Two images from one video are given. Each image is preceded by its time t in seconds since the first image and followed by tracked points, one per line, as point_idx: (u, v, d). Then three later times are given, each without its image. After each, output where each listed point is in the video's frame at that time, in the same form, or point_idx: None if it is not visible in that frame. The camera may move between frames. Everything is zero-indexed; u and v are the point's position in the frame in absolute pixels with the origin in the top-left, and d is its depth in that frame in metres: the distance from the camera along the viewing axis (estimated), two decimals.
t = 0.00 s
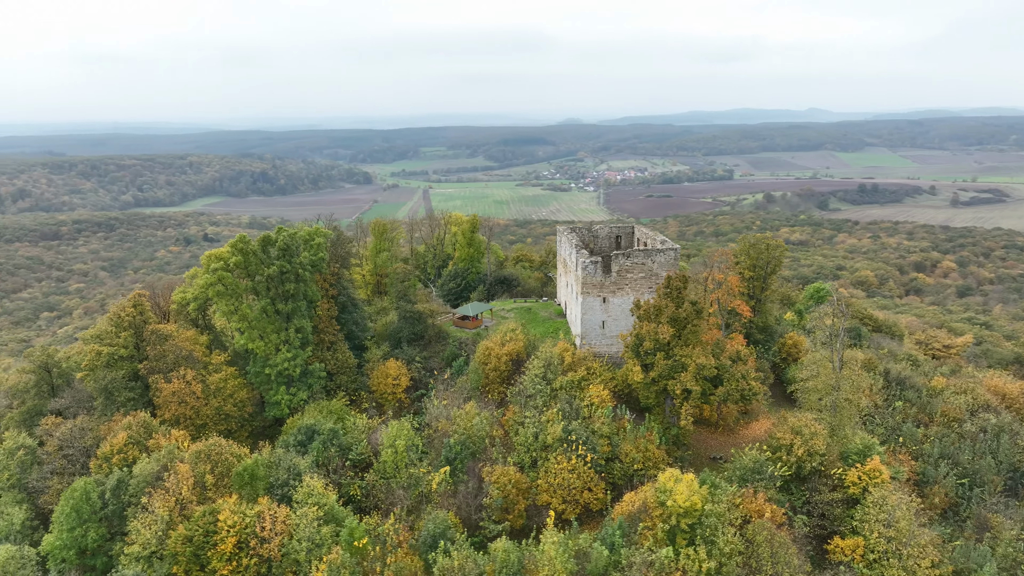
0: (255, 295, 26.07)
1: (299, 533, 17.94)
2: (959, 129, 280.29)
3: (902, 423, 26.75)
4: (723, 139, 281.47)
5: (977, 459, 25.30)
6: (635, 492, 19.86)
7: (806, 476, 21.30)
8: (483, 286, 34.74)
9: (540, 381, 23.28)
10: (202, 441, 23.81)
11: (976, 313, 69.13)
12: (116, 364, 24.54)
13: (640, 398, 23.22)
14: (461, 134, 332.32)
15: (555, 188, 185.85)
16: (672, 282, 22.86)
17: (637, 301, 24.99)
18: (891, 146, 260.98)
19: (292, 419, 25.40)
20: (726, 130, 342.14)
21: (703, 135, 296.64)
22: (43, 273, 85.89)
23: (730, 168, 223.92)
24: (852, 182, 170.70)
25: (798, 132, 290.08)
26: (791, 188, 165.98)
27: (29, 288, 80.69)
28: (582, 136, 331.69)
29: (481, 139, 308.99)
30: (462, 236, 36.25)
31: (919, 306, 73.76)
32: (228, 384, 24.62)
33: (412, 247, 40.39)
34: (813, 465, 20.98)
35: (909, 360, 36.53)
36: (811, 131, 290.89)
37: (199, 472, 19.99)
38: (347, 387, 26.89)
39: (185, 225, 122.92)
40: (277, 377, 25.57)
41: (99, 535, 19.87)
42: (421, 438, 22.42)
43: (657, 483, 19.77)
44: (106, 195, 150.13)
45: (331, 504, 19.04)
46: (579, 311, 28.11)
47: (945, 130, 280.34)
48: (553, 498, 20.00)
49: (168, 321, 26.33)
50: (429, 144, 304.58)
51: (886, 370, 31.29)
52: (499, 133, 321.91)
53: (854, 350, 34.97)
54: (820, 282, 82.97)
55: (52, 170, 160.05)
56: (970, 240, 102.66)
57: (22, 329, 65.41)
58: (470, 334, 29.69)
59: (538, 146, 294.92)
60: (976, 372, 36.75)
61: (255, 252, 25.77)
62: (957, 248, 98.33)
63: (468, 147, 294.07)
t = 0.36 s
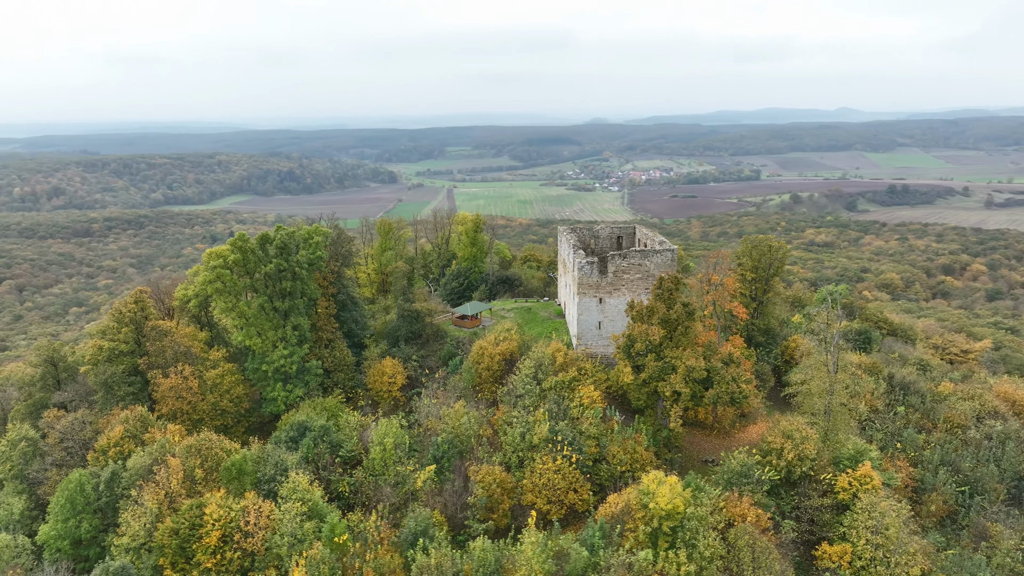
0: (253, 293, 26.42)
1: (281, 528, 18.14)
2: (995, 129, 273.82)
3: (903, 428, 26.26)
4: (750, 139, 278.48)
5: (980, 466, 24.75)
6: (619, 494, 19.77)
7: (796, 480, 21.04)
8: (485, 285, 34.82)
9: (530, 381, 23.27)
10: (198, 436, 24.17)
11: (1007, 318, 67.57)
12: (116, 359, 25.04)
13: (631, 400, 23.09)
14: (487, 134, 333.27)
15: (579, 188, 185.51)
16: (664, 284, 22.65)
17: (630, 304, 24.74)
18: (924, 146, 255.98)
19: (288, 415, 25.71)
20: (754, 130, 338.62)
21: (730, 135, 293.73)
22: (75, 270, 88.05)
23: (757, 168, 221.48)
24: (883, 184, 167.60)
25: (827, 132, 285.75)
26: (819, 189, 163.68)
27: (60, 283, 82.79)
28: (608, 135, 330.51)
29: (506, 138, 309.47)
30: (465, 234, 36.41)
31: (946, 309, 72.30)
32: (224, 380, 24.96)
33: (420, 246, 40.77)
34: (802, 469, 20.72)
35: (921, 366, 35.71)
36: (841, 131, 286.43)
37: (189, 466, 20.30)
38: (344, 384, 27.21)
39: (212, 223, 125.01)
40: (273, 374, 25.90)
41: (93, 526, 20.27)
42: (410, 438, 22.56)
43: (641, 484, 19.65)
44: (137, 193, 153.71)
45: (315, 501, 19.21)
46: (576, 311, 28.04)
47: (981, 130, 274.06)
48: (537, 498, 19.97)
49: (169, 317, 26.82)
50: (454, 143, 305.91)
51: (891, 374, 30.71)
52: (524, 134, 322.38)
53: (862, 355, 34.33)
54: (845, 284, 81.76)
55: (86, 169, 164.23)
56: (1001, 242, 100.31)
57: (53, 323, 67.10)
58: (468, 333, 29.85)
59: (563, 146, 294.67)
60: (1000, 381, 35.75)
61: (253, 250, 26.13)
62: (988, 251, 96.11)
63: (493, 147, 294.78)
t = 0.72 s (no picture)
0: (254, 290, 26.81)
1: (267, 522, 18.42)
2: None
3: (906, 434, 25.75)
4: (781, 139, 274.88)
5: (985, 474, 24.13)
6: (605, 496, 19.69)
7: (787, 485, 20.78)
8: (488, 285, 35.01)
9: (522, 381, 23.32)
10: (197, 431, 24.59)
11: None
12: (119, 354, 25.58)
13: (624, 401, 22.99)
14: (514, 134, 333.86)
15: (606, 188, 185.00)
16: (657, 285, 22.47)
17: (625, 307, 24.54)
18: (961, 147, 250.07)
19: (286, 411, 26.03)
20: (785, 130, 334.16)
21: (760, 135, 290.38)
22: (106, 266, 90.24)
23: (787, 169, 218.57)
24: (916, 185, 164.19)
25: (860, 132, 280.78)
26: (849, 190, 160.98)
27: (91, 279, 84.94)
28: (635, 135, 328.77)
29: (533, 138, 309.63)
30: (470, 234, 36.60)
31: (976, 313, 70.69)
32: (223, 375, 25.36)
33: (428, 246, 41.33)
34: (793, 475, 20.43)
35: (935, 373, 34.84)
36: (875, 131, 281.31)
37: (182, 460, 20.69)
38: (344, 381, 27.51)
39: (240, 221, 127.12)
40: (273, 370, 26.20)
41: (90, 517, 20.72)
42: (401, 436, 22.73)
43: (626, 487, 19.54)
44: (169, 191, 157.16)
45: (303, 496, 19.49)
46: (574, 311, 28.01)
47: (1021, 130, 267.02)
48: (524, 498, 19.97)
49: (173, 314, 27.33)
50: (482, 143, 306.93)
51: (898, 380, 30.10)
52: (551, 134, 322.29)
53: (870, 360, 33.68)
54: (872, 287, 80.34)
55: (121, 167, 168.34)
56: None
57: (85, 317, 68.86)
58: (468, 332, 30.00)
59: (591, 146, 293.90)
60: None
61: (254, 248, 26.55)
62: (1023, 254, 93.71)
63: (519, 146, 295.12)
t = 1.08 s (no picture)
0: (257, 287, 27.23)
1: (256, 516, 18.71)
2: None
3: (911, 441, 25.19)
4: (815, 139, 270.50)
5: (992, 484, 23.47)
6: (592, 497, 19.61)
7: (780, 490, 20.50)
8: (495, 285, 35.27)
9: (516, 381, 23.39)
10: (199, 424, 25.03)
11: None
12: (126, 349, 26.17)
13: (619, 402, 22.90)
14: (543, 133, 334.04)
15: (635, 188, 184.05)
16: (652, 287, 22.33)
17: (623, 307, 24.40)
18: (1004, 147, 243.29)
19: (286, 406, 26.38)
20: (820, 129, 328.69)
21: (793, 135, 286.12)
22: (139, 262, 92.46)
23: (820, 170, 215.00)
24: (954, 186, 160.20)
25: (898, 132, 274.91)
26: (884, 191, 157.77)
27: (126, 275, 87.35)
28: (666, 134, 326.25)
29: (563, 138, 309.31)
30: (477, 234, 36.37)
31: (1011, 318, 68.91)
32: (225, 371, 25.79)
33: (438, 245, 41.79)
34: (785, 480, 20.12)
35: (951, 380, 33.95)
36: (912, 130, 275.20)
37: (178, 453, 21.11)
38: (345, 378, 27.85)
39: (271, 218, 129.21)
40: (275, 366, 26.53)
41: (91, 507, 21.21)
42: (394, 433, 22.97)
43: (613, 488, 19.45)
44: (203, 189, 160.72)
45: (293, 491, 19.76)
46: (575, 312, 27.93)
47: None
48: (512, 497, 19.95)
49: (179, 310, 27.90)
50: (511, 142, 307.47)
51: (906, 386, 29.49)
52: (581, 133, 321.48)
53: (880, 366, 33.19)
54: (901, 291, 78.80)
55: (157, 165, 172.57)
56: None
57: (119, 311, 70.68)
58: (469, 332, 30.24)
59: (620, 146, 292.52)
60: None
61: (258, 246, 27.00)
62: None
63: (549, 146, 295.01)
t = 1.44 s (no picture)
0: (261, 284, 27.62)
1: (246, 511, 19.01)
2: None
3: (914, 448, 24.66)
4: (850, 140, 265.71)
5: (998, 493, 22.82)
6: (579, 499, 19.52)
7: (771, 496, 20.23)
8: (500, 284, 35.24)
9: (509, 380, 23.46)
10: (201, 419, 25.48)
11: None
12: (133, 343, 26.81)
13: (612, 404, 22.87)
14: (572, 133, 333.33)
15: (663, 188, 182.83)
16: (647, 287, 22.20)
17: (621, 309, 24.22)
18: None
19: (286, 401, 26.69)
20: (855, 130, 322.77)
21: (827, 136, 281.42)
22: (172, 258, 94.44)
23: (855, 171, 211.13)
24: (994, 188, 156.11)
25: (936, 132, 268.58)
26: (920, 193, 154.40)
27: (159, 271, 89.31)
28: (697, 134, 323.11)
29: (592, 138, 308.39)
30: (485, 233, 36.77)
31: None
32: (227, 366, 26.23)
33: (449, 245, 41.95)
34: (775, 485, 19.87)
35: (968, 386, 33.00)
36: (952, 131, 268.68)
37: (175, 446, 21.59)
38: (347, 376, 28.17)
39: (300, 217, 130.97)
40: (276, 363, 26.91)
41: (91, 497, 21.71)
42: (389, 431, 23.20)
43: (601, 489, 19.34)
44: (235, 187, 163.59)
45: (284, 486, 20.03)
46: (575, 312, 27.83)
47: None
48: (500, 496, 19.91)
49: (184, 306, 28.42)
50: (541, 142, 307.43)
51: (914, 392, 28.86)
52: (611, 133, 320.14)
53: (891, 371, 32.62)
54: (932, 295, 76.98)
55: (191, 164, 176.09)
56: None
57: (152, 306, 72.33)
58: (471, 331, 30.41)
59: (650, 145, 290.63)
60: None
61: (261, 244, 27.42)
62: None
63: (577, 146, 294.36)
